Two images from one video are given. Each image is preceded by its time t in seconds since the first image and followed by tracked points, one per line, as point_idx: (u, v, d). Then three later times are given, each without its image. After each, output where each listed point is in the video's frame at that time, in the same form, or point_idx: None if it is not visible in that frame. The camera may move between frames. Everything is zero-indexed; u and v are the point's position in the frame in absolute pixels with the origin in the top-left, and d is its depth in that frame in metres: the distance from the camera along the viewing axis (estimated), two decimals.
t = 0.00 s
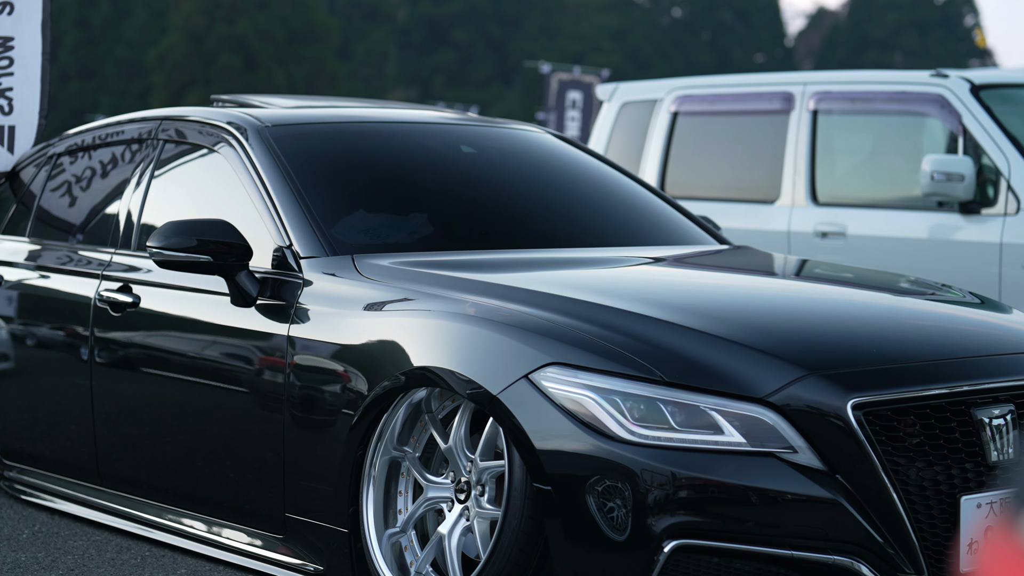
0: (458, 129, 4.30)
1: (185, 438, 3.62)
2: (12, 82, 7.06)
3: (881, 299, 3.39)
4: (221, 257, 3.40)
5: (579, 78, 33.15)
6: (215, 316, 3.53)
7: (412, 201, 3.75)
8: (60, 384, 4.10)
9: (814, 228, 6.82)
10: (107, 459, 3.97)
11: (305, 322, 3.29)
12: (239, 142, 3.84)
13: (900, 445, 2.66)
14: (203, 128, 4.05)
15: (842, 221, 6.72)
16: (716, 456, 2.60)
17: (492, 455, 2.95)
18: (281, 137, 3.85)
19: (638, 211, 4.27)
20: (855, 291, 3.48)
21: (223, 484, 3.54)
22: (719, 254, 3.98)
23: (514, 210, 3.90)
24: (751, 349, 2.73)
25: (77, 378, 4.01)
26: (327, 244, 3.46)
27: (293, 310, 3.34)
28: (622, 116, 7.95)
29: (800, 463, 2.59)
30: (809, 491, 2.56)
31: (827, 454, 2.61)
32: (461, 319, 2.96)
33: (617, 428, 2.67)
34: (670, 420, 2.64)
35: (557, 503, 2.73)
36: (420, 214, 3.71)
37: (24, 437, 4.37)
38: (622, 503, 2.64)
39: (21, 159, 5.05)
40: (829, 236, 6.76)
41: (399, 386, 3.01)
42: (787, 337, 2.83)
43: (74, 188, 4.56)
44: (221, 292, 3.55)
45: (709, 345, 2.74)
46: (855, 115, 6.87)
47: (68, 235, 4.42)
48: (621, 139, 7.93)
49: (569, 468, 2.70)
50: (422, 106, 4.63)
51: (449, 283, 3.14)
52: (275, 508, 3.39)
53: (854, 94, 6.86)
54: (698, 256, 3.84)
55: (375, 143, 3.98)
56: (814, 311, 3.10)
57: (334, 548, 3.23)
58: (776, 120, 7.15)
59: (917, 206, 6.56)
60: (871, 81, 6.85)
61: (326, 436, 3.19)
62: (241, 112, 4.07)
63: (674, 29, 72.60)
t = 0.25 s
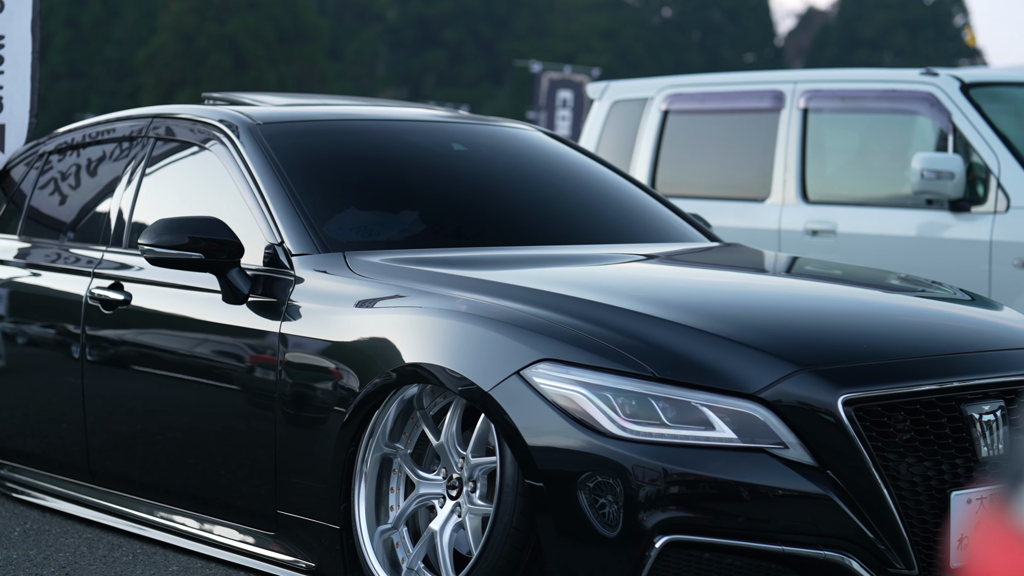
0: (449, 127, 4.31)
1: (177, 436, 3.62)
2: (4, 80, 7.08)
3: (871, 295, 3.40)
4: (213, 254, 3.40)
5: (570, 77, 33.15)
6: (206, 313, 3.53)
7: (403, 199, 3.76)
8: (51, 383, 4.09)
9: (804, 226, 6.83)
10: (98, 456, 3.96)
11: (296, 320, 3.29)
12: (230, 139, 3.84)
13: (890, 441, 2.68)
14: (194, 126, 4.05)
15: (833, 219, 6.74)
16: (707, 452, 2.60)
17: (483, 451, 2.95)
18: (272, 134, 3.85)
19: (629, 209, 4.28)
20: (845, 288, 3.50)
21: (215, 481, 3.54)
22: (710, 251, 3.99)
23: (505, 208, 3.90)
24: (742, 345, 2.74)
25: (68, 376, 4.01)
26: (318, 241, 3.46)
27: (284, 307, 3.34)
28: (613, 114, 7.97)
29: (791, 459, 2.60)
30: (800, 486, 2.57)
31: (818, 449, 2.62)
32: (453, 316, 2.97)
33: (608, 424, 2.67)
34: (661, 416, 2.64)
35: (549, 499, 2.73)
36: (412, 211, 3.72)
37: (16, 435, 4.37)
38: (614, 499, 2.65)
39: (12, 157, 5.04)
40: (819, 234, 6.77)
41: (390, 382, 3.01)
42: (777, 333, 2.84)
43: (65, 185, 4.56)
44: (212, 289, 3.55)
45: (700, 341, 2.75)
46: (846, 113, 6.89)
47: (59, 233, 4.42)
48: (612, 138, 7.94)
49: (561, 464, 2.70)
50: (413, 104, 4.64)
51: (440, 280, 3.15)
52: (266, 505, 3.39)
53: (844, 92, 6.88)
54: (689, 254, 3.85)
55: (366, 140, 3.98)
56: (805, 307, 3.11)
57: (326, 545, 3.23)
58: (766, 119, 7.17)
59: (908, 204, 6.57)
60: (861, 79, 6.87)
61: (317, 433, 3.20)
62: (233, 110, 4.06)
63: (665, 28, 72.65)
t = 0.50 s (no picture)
0: (443, 125, 4.31)
1: (171, 433, 3.62)
2: None
3: (864, 292, 3.41)
4: (207, 251, 3.41)
5: (562, 76, 33.15)
6: (201, 311, 3.53)
7: (397, 196, 3.76)
8: (45, 380, 4.09)
9: (797, 224, 6.85)
10: (92, 453, 3.96)
11: (291, 316, 3.30)
12: (224, 137, 3.84)
13: (883, 436, 2.69)
14: (188, 123, 4.05)
15: (825, 218, 6.76)
16: (701, 448, 2.61)
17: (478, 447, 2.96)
18: (266, 132, 3.85)
19: (622, 207, 4.29)
20: (837, 285, 3.51)
21: (209, 478, 3.54)
22: (703, 248, 4.00)
23: (499, 205, 3.91)
24: (735, 341, 2.75)
25: (62, 373, 4.01)
26: (313, 238, 3.46)
27: (279, 304, 3.35)
28: (606, 113, 7.97)
29: (785, 455, 2.61)
30: (794, 481, 2.58)
31: (811, 445, 2.63)
32: (447, 312, 2.97)
33: (603, 420, 2.68)
34: (655, 411, 2.65)
35: (543, 495, 2.74)
36: (406, 208, 3.72)
37: (9, 432, 4.36)
38: (608, 495, 2.66)
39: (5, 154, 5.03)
40: (812, 232, 6.79)
41: (385, 379, 3.02)
42: (771, 329, 2.85)
43: (59, 183, 4.55)
44: (207, 286, 3.55)
45: (694, 337, 2.76)
46: (838, 112, 6.91)
47: (53, 231, 4.41)
48: (605, 136, 7.95)
49: (556, 460, 2.71)
50: (407, 102, 4.64)
51: (435, 277, 3.15)
52: (261, 502, 3.39)
53: (837, 91, 6.90)
54: (683, 251, 3.86)
55: (361, 138, 3.99)
56: (798, 304, 3.13)
57: (320, 542, 3.24)
58: (759, 117, 7.19)
59: (900, 203, 6.59)
60: (853, 78, 6.89)
61: (312, 430, 3.20)
62: (227, 108, 4.06)
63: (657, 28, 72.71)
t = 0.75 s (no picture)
0: (435, 122, 4.32)
1: (163, 430, 3.62)
2: None
3: (856, 288, 3.43)
4: (200, 248, 3.40)
5: (553, 75, 33.15)
6: (193, 308, 3.53)
7: (389, 193, 3.77)
8: (37, 378, 4.09)
9: (788, 222, 6.86)
10: (85, 450, 3.96)
11: (284, 313, 3.30)
12: (217, 134, 3.84)
13: (875, 431, 2.70)
14: (180, 121, 4.04)
15: (816, 215, 6.78)
16: (694, 443, 2.62)
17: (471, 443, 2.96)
18: (259, 129, 3.85)
19: (614, 204, 4.29)
20: (830, 281, 3.52)
21: (202, 474, 3.54)
22: (695, 245, 4.01)
23: (491, 202, 3.92)
24: (728, 337, 2.76)
25: (54, 371, 4.00)
26: (305, 235, 3.47)
27: (272, 301, 3.35)
28: (597, 111, 7.98)
29: (777, 449, 2.62)
30: (786, 476, 2.59)
31: (804, 439, 2.64)
32: (441, 308, 2.98)
33: (596, 415, 2.69)
34: (648, 407, 2.66)
35: (537, 491, 2.74)
36: (398, 205, 3.72)
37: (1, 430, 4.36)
38: (601, 490, 2.66)
39: None
40: (802, 230, 6.80)
41: (379, 375, 3.02)
42: (763, 325, 2.86)
43: (50, 181, 4.54)
44: (200, 283, 3.55)
45: (687, 333, 2.76)
46: (829, 109, 6.93)
47: (45, 229, 4.41)
48: (596, 134, 7.96)
49: (549, 456, 2.72)
50: (399, 99, 4.64)
51: (428, 273, 3.16)
52: (254, 499, 3.39)
53: (827, 88, 6.92)
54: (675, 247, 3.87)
55: (353, 135, 3.99)
56: (790, 300, 3.14)
57: (313, 538, 3.24)
58: (750, 115, 7.20)
59: (891, 200, 6.61)
60: (844, 76, 6.91)
61: (305, 427, 3.20)
62: (219, 105, 4.06)
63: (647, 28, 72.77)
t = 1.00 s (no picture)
0: (429, 119, 4.32)
1: (157, 426, 3.61)
2: None
3: (849, 284, 3.43)
4: (195, 245, 3.41)
5: (545, 74, 33.13)
6: (187, 304, 3.53)
7: (383, 190, 3.77)
8: (30, 374, 4.08)
9: (781, 219, 6.87)
10: (79, 446, 3.95)
11: (278, 309, 3.30)
12: (211, 131, 3.84)
13: (869, 426, 2.71)
14: (174, 118, 4.04)
15: (809, 213, 6.79)
16: (689, 438, 2.63)
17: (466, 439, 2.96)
18: (253, 126, 3.85)
19: (607, 200, 4.30)
20: (823, 278, 3.53)
21: (196, 471, 3.54)
22: (688, 242, 4.01)
23: (485, 199, 3.92)
24: (723, 332, 2.77)
25: (47, 368, 3.99)
26: (300, 232, 3.47)
27: (266, 297, 3.35)
28: (590, 109, 7.99)
29: (772, 444, 2.63)
30: (780, 471, 2.59)
31: (798, 434, 2.64)
32: (435, 304, 2.98)
33: (591, 410, 2.69)
34: (643, 402, 2.66)
35: (531, 486, 2.75)
36: (392, 202, 3.73)
37: None
38: (596, 486, 2.67)
39: None
40: (796, 227, 6.82)
41: (373, 370, 3.02)
42: (757, 320, 2.87)
43: (43, 179, 4.53)
44: (194, 280, 3.55)
45: (682, 328, 2.77)
46: (822, 107, 6.94)
47: (39, 227, 4.40)
48: (589, 133, 7.96)
49: (543, 451, 2.72)
50: (393, 96, 4.64)
51: (422, 270, 3.16)
52: (248, 495, 3.39)
53: (820, 86, 6.94)
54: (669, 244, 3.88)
55: (347, 131, 3.99)
56: (784, 296, 3.14)
57: (308, 534, 3.24)
58: (743, 113, 7.22)
59: (884, 198, 6.62)
60: (837, 74, 6.92)
61: (300, 423, 3.20)
62: (214, 102, 4.06)
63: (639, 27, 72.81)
